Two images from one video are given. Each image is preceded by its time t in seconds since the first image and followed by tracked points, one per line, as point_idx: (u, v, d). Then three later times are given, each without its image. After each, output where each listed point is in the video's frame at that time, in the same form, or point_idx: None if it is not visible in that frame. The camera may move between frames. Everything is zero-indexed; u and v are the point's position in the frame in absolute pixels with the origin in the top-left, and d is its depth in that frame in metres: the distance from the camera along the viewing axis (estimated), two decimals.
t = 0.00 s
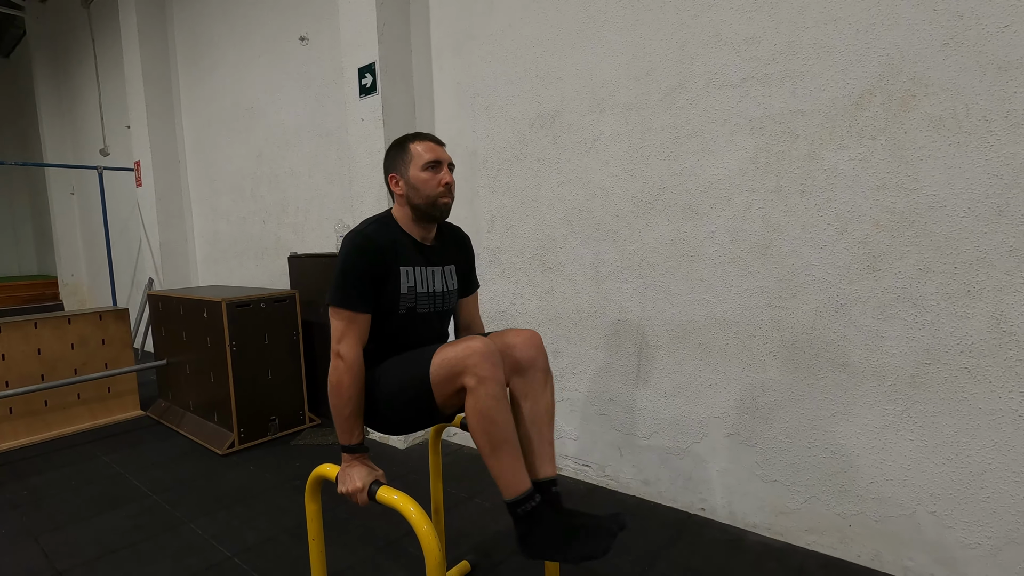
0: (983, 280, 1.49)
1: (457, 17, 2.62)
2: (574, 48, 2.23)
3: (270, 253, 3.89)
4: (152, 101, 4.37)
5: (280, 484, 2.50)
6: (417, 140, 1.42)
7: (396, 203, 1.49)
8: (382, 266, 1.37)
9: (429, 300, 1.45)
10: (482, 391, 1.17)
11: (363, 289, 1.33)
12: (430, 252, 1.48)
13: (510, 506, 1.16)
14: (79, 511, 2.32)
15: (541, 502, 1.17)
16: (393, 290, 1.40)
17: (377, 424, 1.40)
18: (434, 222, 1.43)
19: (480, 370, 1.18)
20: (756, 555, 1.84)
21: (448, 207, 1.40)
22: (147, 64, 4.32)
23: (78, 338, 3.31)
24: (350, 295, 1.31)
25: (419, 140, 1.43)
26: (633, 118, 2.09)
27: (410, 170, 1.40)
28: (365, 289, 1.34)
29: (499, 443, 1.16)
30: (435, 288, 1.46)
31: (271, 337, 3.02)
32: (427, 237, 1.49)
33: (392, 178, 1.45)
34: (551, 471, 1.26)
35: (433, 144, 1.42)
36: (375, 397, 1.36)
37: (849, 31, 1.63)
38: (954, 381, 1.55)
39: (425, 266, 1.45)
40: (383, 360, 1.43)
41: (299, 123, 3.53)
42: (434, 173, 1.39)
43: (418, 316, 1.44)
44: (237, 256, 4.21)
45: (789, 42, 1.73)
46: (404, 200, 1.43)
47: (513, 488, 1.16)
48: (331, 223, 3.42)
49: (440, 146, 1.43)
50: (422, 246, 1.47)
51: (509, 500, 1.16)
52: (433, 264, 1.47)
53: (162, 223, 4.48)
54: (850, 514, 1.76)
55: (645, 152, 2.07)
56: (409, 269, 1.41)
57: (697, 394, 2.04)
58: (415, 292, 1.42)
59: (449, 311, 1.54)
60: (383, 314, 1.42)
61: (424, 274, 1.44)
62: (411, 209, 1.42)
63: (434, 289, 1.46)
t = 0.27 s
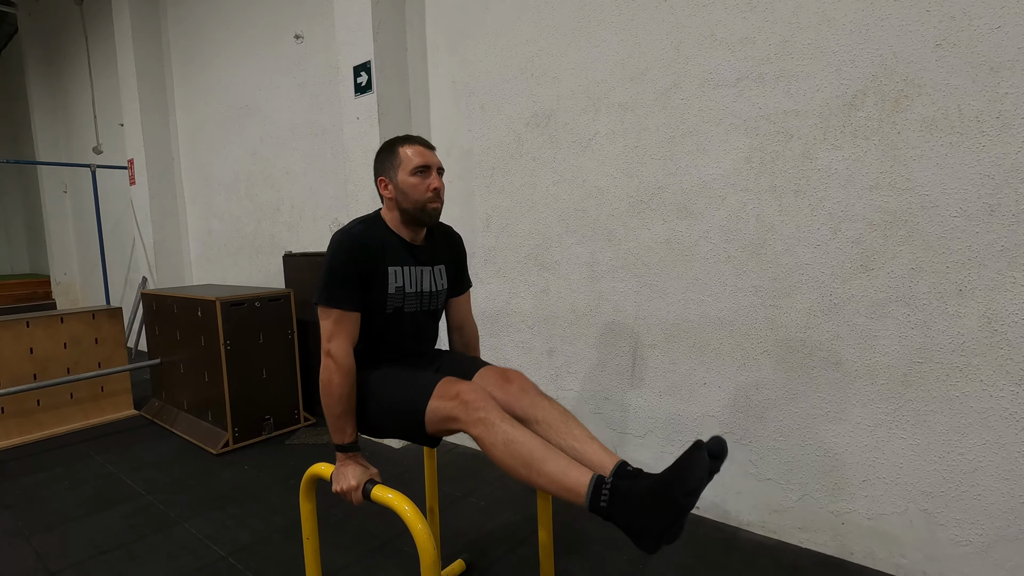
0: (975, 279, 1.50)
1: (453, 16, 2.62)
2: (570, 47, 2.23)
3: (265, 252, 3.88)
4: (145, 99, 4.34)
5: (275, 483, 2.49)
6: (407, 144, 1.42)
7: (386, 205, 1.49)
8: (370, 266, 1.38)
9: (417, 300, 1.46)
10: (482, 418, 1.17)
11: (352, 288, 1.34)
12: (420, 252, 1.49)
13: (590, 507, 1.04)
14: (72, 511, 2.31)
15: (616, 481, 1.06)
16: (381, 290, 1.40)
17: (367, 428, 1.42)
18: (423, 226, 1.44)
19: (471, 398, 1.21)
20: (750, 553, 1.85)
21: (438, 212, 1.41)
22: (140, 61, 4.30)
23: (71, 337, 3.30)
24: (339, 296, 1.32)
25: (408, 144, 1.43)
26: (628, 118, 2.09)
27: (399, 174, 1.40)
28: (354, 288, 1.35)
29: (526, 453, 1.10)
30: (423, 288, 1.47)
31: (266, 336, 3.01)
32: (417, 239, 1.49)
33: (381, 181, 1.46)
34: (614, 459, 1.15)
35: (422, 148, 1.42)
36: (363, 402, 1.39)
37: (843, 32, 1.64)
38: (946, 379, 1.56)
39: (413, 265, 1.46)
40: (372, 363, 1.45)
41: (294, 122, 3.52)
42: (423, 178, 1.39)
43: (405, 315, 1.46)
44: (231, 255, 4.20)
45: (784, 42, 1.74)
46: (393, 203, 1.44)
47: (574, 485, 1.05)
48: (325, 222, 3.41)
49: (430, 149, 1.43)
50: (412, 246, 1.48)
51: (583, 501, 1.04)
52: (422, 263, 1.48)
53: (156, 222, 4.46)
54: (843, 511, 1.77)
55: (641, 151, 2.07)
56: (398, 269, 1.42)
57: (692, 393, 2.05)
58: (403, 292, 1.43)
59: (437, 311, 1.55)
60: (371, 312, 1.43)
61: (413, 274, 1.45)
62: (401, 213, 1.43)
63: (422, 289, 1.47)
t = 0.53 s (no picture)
0: (972, 280, 1.50)
1: (451, 18, 2.62)
2: (567, 49, 2.23)
3: (263, 254, 3.87)
4: (143, 101, 4.34)
5: (274, 486, 2.49)
6: (411, 147, 1.42)
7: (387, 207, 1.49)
8: (370, 270, 1.38)
9: (415, 304, 1.47)
10: (472, 459, 1.17)
11: (352, 291, 1.34)
12: (420, 256, 1.49)
13: (573, 557, 1.03)
14: (70, 514, 2.30)
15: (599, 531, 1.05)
16: (379, 294, 1.41)
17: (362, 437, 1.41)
18: (424, 230, 1.44)
19: (463, 440, 1.19)
20: (748, 554, 1.85)
21: (440, 216, 1.41)
22: (138, 64, 4.30)
23: (69, 339, 3.29)
24: (338, 300, 1.32)
25: (413, 147, 1.43)
26: (626, 120, 2.10)
27: (403, 177, 1.40)
28: (353, 293, 1.34)
29: (513, 498, 1.10)
30: (422, 292, 1.48)
31: (265, 338, 3.00)
32: (417, 242, 1.49)
33: (384, 183, 1.45)
34: (594, 502, 1.16)
35: (427, 151, 1.41)
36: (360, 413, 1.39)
37: (840, 34, 1.64)
38: (944, 380, 1.56)
39: (412, 269, 1.46)
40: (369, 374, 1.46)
41: (292, 124, 3.52)
42: (427, 182, 1.39)
43: (403, 319, 1.47)
44: (229, 257, 4.19)
45: (781, 44, 1.74)
46: (395, 206, 1.43)
47: (557, 534, 1.05)
48: (324, 224, 3.41)
49: (434, 153, 1.43)
50: (413, 250, 1.48)
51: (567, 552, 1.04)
52: (422, 267, 1.48)
53: (154, 224, 4.45)
54: (841, 513, 1.77)
55: (639, 153, 2.08)
56: (397, 273, 1.43)
57: (690, 394, 2.05)
58: (402, 296, 1.44)
59: (435, 314, 1.57)
60: (370, 316, 1.43)
61: (412, 278, 1.46)
62: (402, 217, 1.43)
63: (421, 292, 1.48)
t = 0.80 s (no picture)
0: (970, 278, 1.51)
1: (449, 16, 2.61)
2: (566, 48, 2.23)
3: (262, 253, 3.87)
4: (141, 99, 4.33)
5: (272, 485, 2.49)
6: (413, 143, 1.41)
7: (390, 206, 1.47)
8: (372, 270, 1.36)
9: (417, 305, 1.46)
10: (463, 483, 1.19)
11: (352, 291, 1.33)
12: (423, 256, 1.46)
13: None
14: (68, 514, 2.30)
15: None
16: (381, 294, 1.39)
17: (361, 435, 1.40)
18: (428, 228, 1.42)
19: (460, 462, 1.20)
20: (746, 552, 1.85)
21: (444, 213, 1.39)
22: (136, 62, 4.28)
23: (67, 339, 3.28)
24: (338, 300, 1.31)
25: (415, 143, 1.42)
26: (624, 118, 2.09)
27: (406, 174, 1.39)
28: (354, 293, 1.33)
29: (485, 534, 1.16)
30: (424, 293, 1.46)
31: (263, 337, 3.00)
32: (421, 241, 1.47)
33: (387, 181, 1.44)
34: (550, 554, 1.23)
35: (429, 147, 1.41)
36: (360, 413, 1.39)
37: (838, 32, 1.64)
38: (942, 378, 1.56)
39: (415, 269, 1.44)
40: (369, 376, 1.46)
41: (290, 122, 3.51)
42: (430, 178, 1.38)
43: (405, 320, 1.45)
44: (228, 256, 4.19)
45: (779, 42, 1.74)
46: (399, 204, 1.42)
47: None
48: (322, 223, 3.40)
49: (437, 149, 1.42)
50: (416, 250, 1.45)
51: None
52: (425, 267, 1.46)
53: (152, 223, 4.44)
54: (840, 510, 1.77)
55: (637, 151, 2.07)
56: (400, 273, 1.40)
57: (689, 392, 2.05)
58: (404, 297, 1.42)
59: (437, 315, 1.55)
60: (371, 317, 1.42)
61: (415, 279, 1.44)
62: (406, 215, 1.41)
63: (423, 293, 1.46)
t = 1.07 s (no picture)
0: (970, 275, 1.50)
1: (449, 13, 2.61)
2: (566, 44, 2.22)
3: (262, 251, 3.86)
4: (140, 97, 4.32)
5: (273, 483, 2.49)
6: (427, 138, 1.39)
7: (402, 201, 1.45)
8: (381, 269, 1.35)
9: (425, 305, 1.46)
10: (441, 499, 1.30)
11: (361, 291, 1.32)
12: (433, 256, 1.46)
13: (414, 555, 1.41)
14: (69, 511, 2.31)
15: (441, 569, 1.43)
16: (389, 295, 1.39)
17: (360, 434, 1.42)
18: (441, 224, 1.41)
19: (450, 492, 1.28)
20: (746, 549, 1.85)
21: (457, 210, 1.38)
22: (135, 60, 4.28)
23: (67, 337, 3.28)
24: (346, 300, 1.30)
25: (429, 138, 1.39)
26: (624, 115, 2.09)
27: (420, 169, 1.37)
28: (362, 293, 1.32)
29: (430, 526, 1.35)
30: (432, 293, 1.46)
31: (264, 335, 3.00)
32: (432, 238, 1.46)
33: (400, 176, 1.42)
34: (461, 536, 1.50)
35: (443, 143, 1.38)
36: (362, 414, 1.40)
37: (839, 28, 1.63)
38: (943, 375, 1.56)
39: (424, 270, 1.43)
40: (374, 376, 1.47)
41: (290, 120, 3.50)
42: (445, 174, 1.36)
43: (412, 320, 1.45)
44: (228, 254, 4.19)
45: (779, 38, 1.73)
46: (412, 200, 1.40)
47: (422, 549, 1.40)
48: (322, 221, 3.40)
49: (451, 144, 1.40)
50: (427, 249, 1.44)
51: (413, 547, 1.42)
52: (434, 267, 1.46)
53: (152, 221, 4.44)
54: (840, 507, 1.77)
55: (637, 148, 2.07)
56: (409, 274, 1.40)
57: (690, 390, 2.05)
58: (412, 298, 1.42)
59: (444, 313, 1.55)
60: (378, 315, 1.41)
61: (423, 279, 1.43)
62: (419, 211, 1.39)
63: (430, 293, 1.46)
